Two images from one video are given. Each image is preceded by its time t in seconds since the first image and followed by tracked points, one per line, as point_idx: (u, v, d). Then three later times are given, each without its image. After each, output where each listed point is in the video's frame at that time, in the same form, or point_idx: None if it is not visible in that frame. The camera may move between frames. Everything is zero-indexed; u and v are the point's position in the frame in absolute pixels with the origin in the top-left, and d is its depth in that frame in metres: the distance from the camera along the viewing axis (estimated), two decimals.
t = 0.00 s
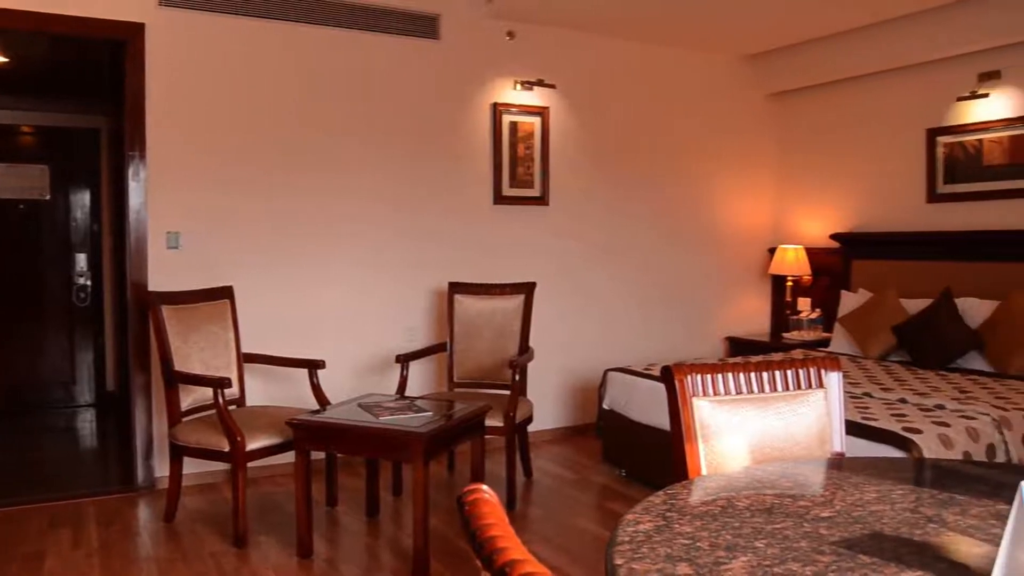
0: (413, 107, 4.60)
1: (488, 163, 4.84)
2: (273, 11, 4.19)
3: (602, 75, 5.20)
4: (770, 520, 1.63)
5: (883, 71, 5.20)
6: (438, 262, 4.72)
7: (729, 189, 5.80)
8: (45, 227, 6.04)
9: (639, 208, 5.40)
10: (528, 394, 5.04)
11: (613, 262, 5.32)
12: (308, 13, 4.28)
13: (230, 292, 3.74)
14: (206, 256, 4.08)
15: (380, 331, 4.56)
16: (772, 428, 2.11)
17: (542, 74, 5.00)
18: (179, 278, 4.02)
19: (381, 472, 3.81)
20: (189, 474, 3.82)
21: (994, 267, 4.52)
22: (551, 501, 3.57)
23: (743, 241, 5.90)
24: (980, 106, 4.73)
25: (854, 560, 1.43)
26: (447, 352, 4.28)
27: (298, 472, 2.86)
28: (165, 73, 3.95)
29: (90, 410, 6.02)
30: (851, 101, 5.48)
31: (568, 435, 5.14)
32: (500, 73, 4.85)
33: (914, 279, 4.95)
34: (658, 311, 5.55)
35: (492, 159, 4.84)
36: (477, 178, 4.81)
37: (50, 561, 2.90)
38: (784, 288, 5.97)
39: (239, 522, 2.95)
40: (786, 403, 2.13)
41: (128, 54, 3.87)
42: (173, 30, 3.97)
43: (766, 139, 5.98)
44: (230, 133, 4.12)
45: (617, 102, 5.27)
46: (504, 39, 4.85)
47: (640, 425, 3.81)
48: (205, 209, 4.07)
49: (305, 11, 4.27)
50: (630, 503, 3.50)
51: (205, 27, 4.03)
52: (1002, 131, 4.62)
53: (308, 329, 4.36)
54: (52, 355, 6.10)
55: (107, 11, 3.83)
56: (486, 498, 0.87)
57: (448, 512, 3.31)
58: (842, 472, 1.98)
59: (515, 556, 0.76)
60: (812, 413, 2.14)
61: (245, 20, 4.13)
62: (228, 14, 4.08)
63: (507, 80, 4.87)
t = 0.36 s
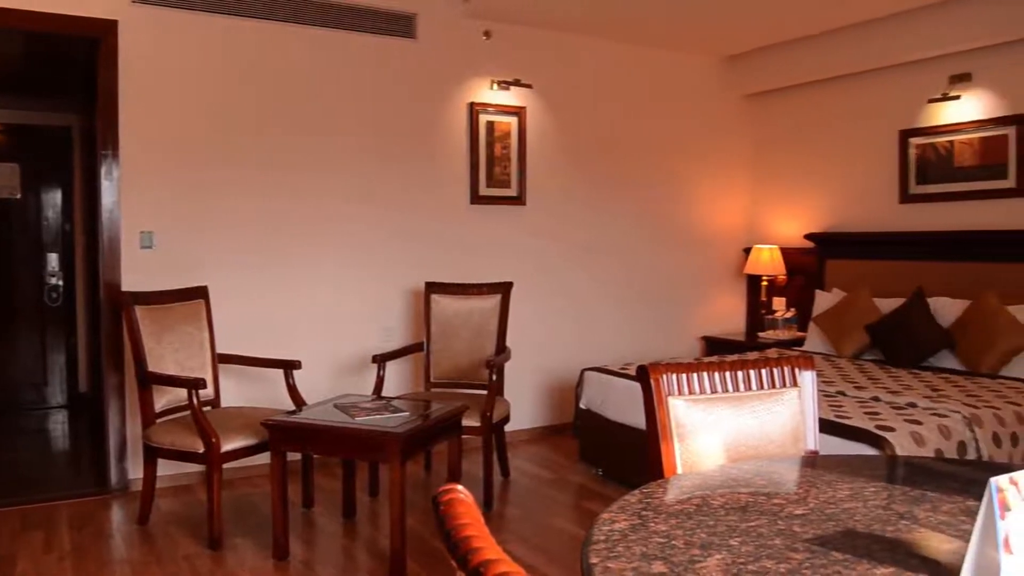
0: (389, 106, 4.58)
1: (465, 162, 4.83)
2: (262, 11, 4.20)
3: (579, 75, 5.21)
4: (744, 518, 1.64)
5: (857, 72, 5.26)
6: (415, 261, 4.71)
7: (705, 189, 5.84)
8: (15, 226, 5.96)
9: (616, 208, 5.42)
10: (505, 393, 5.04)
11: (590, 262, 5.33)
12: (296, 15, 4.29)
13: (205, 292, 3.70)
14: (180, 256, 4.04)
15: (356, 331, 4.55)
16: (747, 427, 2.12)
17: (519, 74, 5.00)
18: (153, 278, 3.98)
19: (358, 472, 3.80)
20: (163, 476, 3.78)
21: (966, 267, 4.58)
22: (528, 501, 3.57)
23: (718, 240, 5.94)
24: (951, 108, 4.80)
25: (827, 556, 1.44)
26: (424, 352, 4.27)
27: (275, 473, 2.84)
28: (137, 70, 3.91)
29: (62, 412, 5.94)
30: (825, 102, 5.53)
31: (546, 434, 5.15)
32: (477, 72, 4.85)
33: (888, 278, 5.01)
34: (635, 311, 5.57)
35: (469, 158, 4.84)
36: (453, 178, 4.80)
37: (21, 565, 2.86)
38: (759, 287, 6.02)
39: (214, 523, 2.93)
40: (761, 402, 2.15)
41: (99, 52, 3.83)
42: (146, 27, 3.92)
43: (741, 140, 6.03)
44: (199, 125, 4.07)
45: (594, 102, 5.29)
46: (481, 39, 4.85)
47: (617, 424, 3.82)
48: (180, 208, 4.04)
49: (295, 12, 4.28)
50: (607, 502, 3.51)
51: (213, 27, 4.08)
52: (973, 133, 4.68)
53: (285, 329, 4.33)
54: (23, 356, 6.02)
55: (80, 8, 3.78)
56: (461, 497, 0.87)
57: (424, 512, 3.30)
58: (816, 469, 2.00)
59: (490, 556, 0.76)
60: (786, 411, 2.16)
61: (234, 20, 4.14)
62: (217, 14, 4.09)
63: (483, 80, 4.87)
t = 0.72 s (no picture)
0: (365, 106, 4.57)
1: (441, 162, 4.83)
2: (250, 12, 4.21)
3: (555, 75, 5.23)
4: (718, 516, 1.65)
5: (831, 74, 5.31)
6: (391, 261, 4.70)
7: (681, 189, 5.88)
8: None
9: (592, 208, 5.44)
10: (481, 394, 5.03)
11: (566, 262, 5.35)
12: (285, 18, 4.30)
13: (178, 292, 3.67)
14: (153, 256, 4.00)
15: (331, 332, 4.53)
16: (721, 426, 2.13)
17: (495, 74, 5.00)
18: (125, 279, 3.94)
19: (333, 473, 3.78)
20: (135, 478, 3.74)
21: (937, 267, 4.65)
22: (503, 501, 3.57)
23: (693, 240, 5.98)
24: (922, 110, 4.86)
25: (799, 553, 1.45)
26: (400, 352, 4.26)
27: (249, 475, 2.82)
28: (108, 68, 3.87)
29: (32, 414, 5.85)
30: (799, 104, 5.58)
31: (522, 434, 5.15)
32: (453, 72, 4.84)
33: (860, 278, 5.06)
34: (612, 310, 5.59)
35: (444, 158, 4.83)
36: (429, 178, 4.79)
37: None
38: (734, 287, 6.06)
39: (187, 526, 2.90)
40: (735, 400, 2.16)
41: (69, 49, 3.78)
42: (117, 24, 3.88)
43: (717, 141, 6.07)
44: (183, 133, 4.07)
45: (570, 102, 5.30)
46: (456, 39, 4.84)
47: (592, 423, 3.83)
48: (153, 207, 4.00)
49: (282, 13, 4.29)
50: (582, 501, 3.52)
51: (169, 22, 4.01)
52: (943, 135, 4.74)
53: (260, 330, 4.31)
54: None
55: (51, 4, 3.74)
56: (434, 498, 0.86)
57: (400, 513, 3.29)
58: (788, 467, 2.01)
59: (463, 556, 0.76)
60: (759, 409, 2.18)
61: (214, 19, 4.12)
62: (207, 13, 4.10)
63: (458, 80, 4.86)
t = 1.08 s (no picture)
0: (343, 105, 4.55)
1: (419, 162, 4.82)
2: (241, 11, 4.21)
3: (535, 75, 5.23)
4: (696, 515, 1.65)
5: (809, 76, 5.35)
6: (370, 261, 4.68)
7: (660, 190, 5.91)
8: None
9: (571, 208, 5.45)
10: (461, 394, 5.03)
11: (546, 262, 5.36)
12: (276, 18, 4.31)
13: (155, 292, 3.64)
14: (129, 256, 3.97)
15: (310, 332, 4.51)
16: (699, 425, 2.14)
17: (475, 74, 5.00)
18: (101, 279, 3.90)
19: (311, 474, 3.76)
20: (112, 480, 3.71)
21: (912, 267, 4.70)
22: (483, 500, 3.57)
23: (673, 240, 6.01)
24: (898, 112, 4.91)
25: (775, 551, 1.46)
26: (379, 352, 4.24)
27: (227, 476, 2.80)
28: (83, 65, 3.83)
29: (6, 416, 5.78)
30: (776, 105, 5.61)
31: (501, 434, 5.16)
32: (432, 72, 4.83)
33: (837, 278, 5.11)
34: (592, 310, 5.61)
35: (423, 158, 4.82)
36: (408, 178, 4.78)
37: None
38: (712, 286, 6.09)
39: (164, 528, 2.88)
40: (713, 399, 2.17)
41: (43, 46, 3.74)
42: (92, 21, 3.84)
43: (696, 142, 6.10)
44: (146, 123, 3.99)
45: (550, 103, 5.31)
46: (435, 39, 4.84)
47: (571, 423, 3.84)
48: (129, 207, 3.96)
49: (271, 13, 4.30)
50: (561, 501, 3.53)
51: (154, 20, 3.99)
52: (918, 136, 4.79)
53: (238, 330, 4.28)
54: None
55: (25, 1, 3.69)
56: (412, 498, 0.86)
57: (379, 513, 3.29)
58: (765, 465, 2.03)
59: (440, 556, 0.76)
60: (737, 408, 2.19)
61: (194, 17, 4.10)
62: (200, 13, 4.10)
63: (438, 80, 4.86)
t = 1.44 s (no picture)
0: (323, 105, 4.53)
1: (399, 162, 4.81)
2: (232, 12, 4.22)
3: (515, 74, 5.24)
4: (675, 513, 1.66)
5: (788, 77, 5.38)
6: (350, 261, 4.67)
7: (641, 190, 5.93)
8: None
9: (552, 208, 5.46)
10: (441, 394, 5.02)
11: (526, 262, 5.36)
12: (265, 18, 4.32)
13: (133, 292, 3.61)
14: (106, 256, 3.94)
15: (290, 332, 4.49)
16: (678, 424, 2.15)
17: (455, 73, 4.99)
18: (77, 278, 3.86)
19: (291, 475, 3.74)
20: (89, 482, 3.67)
21: (890, 267, 4.75)
22: (463, 500, 3.57)
23: (653, 240, 6.03)
24: (875, 113, 4.96)
25: (753, 549, 1.47)
26: (359, 352, 4.23)
27: (205, 477, 2.78)
28: (59, 63, 3.79)
29: None
30: (756, 106, 5.65)
31: (482, 433, 5.16)
32: (412, 71, 4.82)
33: (816, 278, 5.15)
34: (573, 310, 5.62)
35: (404, 158, 4.81)
36: (388, 178, 4.77)
37: None
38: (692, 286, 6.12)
39: (142, 530, 2.85)
40: (692, 398, 2.18)
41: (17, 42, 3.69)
42: (67, 18, 3.80)
43: (677, 142, 6.13)
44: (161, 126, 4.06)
45: (531, 103, 5.32)
46: (416, 38, 4.83)
47: (551, 422, 3.85)
48: (106, 206, 3.93)
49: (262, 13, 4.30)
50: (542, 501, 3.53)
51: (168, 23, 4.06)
52: (894, 137, 4.83)
53: (218, 330, 4.26)
54: None
55: None
56: (390, 498, 0.86)
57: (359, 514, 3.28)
58: (743, 464, 2.04)
59: (418, 556, 0.75)
60: (716, 407, 2.20)
61: (175, 15, 4.07)
62: (195, 13, 4.12)
63: (418, 79, 4.85)
